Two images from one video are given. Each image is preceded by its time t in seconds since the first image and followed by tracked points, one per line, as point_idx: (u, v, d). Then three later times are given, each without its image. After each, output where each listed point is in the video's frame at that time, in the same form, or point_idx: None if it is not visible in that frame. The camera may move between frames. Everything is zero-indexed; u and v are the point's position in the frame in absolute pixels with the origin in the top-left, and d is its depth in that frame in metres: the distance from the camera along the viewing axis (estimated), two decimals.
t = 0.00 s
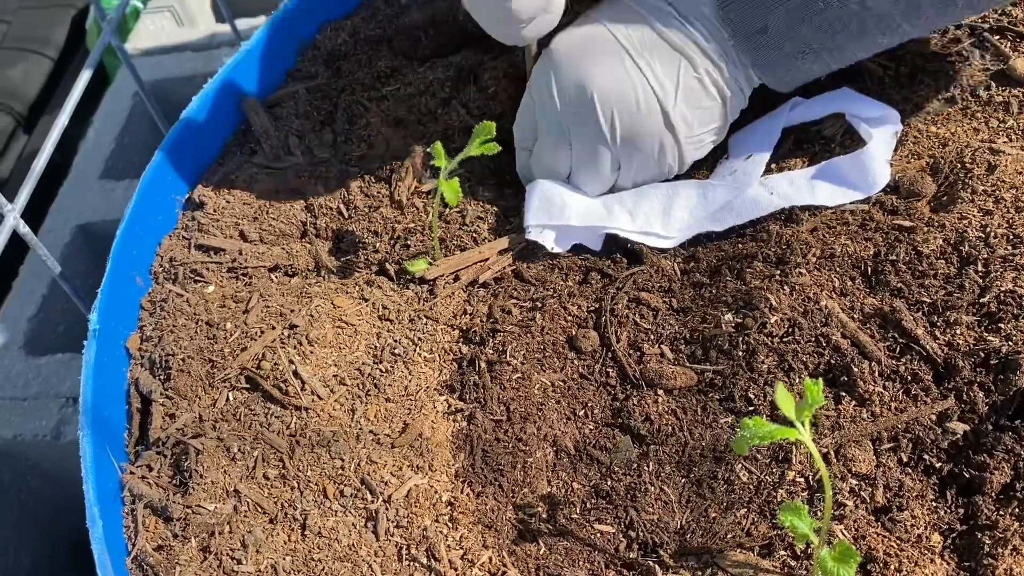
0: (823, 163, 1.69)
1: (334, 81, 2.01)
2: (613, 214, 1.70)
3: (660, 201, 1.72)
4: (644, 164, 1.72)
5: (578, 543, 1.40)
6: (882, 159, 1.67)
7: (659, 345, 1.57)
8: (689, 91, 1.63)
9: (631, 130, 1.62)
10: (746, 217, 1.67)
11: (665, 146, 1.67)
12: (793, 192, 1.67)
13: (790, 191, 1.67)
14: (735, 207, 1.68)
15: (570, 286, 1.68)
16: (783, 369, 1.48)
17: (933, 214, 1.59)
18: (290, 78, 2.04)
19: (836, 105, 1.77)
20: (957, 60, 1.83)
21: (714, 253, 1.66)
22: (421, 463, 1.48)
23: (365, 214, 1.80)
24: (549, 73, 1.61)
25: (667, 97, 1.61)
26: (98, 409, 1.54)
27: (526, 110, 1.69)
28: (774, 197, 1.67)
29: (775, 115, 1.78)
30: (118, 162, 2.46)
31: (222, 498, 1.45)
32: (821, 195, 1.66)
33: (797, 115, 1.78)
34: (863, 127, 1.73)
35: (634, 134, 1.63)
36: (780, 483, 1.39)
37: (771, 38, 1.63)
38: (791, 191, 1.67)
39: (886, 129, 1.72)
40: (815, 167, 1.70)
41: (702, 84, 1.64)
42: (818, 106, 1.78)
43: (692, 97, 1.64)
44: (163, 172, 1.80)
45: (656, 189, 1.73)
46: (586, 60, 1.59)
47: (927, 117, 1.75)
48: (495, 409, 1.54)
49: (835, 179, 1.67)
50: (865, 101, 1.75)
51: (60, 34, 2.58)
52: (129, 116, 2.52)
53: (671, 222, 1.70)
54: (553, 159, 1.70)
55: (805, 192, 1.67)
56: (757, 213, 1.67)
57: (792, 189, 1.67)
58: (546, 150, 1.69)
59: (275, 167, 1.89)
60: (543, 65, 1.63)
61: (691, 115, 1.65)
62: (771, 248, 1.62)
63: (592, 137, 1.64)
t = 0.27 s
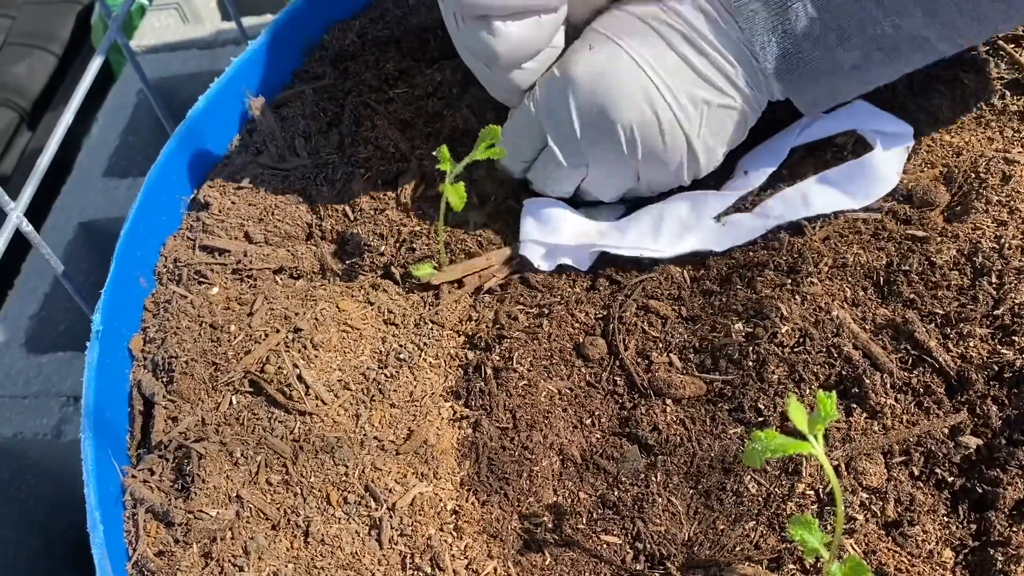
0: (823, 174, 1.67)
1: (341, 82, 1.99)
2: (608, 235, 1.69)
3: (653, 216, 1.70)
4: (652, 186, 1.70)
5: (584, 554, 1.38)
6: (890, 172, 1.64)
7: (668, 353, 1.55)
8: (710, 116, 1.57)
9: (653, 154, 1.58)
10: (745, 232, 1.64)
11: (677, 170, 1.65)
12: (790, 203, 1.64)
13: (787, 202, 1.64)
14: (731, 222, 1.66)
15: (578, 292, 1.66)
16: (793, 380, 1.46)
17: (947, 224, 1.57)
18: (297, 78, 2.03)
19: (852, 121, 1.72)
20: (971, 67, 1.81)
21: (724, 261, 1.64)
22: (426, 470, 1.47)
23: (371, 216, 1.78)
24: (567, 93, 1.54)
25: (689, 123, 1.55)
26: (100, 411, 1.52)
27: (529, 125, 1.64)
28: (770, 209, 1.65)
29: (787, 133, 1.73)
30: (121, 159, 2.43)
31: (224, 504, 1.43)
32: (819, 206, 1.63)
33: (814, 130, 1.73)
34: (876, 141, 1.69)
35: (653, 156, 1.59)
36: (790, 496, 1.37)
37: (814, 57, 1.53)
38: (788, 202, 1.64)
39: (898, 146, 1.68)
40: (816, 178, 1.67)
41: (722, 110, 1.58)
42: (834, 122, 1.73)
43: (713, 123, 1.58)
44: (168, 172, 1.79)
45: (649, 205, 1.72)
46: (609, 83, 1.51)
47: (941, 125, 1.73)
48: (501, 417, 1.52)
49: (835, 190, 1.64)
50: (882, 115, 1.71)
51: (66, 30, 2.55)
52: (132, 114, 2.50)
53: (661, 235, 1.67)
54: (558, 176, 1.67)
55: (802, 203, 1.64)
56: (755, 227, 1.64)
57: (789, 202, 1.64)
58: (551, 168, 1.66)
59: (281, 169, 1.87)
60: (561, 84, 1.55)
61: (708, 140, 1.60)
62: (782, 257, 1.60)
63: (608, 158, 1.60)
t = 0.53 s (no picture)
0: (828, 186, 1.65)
1: (343, 84, 1.97)
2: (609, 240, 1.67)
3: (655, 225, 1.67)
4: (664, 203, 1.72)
5: (584, 570, 1.36)
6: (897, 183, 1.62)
7: (671, 365, 1.53)
8: (735, 141, 1.59)
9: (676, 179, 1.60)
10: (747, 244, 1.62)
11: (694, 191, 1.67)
12: (795, 216, 1.62)
13: (791, 213, 1.62)
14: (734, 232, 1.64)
15: (581, 301, 1.64)
16: (798, 395, 1.44)
17: (955, 237, 1.55)
18: (298, 80, 2.00)
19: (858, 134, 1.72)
20: (981, 77, 1.78)
21: (729, 271, 1.61)
22: (424, 482, 1.45)
23: (372, 222, 1.76)
24: (593, 120, 1.53)
25: (713, 151, 1.57)
26: (94, 418, 1.50)
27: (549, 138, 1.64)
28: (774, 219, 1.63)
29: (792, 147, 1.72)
30: (121, 158, 2.40)
31: (219, 514, 1.41)
32: (824, 218, 1.61)
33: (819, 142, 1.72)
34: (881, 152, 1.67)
35: (675, 179, 1.61)
36: (794, 513, 1.35)
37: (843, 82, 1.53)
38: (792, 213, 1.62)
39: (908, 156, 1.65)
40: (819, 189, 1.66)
41: (745, 134, 1.59)
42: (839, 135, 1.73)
43: (737, 146, 1.60)
44: (167, 174, 1.77)
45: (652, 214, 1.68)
46: (640, 113, 1.50)
47: (950, 136, 1.71)
48: (501, 428, 1.50)
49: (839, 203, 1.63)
50: (888, 127, 1.70)
51: (67, 26, 2.52)
52: (133, 113, 2.48)
53: (664, 244, 1.64)
54: (575, 190, 1.68)
55: (806, 215, 1.62)
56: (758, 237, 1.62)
57: (794, 213, 1.62)
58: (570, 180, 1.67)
59: (281, 172, 1.85)
60: (590, 107, 1.53)
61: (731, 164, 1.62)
62: (788, 268, 1.58)
63: (628, 181, 1.61)
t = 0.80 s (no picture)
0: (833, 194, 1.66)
1: (350, 85, 1.97)
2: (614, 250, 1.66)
3: (662, 237, 1.66)
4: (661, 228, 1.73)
5: (588, 573, 1.36)
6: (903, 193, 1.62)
7: (676, 369, 1.53)
8: (729, 176, 1.61)
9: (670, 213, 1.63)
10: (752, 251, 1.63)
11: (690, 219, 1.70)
12: (801, 223, 1.63)
13: (796, 221, 1.63)
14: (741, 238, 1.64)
15: (587, 304, 1.64)
16: (804, 400, 1.44)
17: (961, 243, 1.55)
18: (304, 81, 2.00)
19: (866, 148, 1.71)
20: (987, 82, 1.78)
21: (735, 276, 1.62)
22: (429, 484, 1.45)
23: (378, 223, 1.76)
24: (586, 160, 1.56)
25: (707, 187, 1.60)
26: (101, 418, 1.50)
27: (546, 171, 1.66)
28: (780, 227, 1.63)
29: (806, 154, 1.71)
30: (124, 156, 2.40)
31: (224, 515, 1.41)
32: (829, 224, 1.62)
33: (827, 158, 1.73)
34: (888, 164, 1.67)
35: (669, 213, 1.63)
36: (799, 518, 1.35)
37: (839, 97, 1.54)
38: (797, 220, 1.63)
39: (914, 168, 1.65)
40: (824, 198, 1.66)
41: (743, 168, 1.61)
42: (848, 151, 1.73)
43: (732, 179, 1.62)
44: (173, 174, 1.76)
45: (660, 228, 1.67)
46: (632, 154, 1.52)
47: (956, 142, 1.71)
48: (507, 431, 1.50)
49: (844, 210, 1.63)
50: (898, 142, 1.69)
51: (71, 24, 2.51)
52: (137, 111, 2.48)
53: (670, 257, 1.64)
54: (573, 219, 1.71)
55: (812, 222, 1.62)
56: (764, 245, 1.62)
57: (799, 221, 1.63)
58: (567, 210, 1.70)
59: (287, 173, 1.85)
60: (583, 147, 1.55)
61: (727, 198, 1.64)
62: (794, 273, 1.58)
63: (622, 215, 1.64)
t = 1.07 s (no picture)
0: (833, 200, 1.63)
1: (345, 89, 1.94)
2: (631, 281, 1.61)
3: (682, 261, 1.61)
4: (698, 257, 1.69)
5: None
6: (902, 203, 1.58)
7: (673, 381, 1.51)
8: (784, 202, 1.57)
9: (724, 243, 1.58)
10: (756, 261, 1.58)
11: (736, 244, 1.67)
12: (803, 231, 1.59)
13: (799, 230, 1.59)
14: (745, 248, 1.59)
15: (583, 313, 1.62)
16: (802, 413, 1.42)
17: (963, 254, 1.52)
18: (298, 83, 1.97)
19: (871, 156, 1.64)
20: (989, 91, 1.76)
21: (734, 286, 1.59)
22: (421, 497, 1.43)
23: (372, 229, 1.74)
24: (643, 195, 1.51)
25: (764, 214, 1.56)
26: (87, 427, 1.47)
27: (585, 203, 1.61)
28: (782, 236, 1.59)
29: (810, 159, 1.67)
30: (120, 157, 2.37)
31: (212, 527, 1.39)
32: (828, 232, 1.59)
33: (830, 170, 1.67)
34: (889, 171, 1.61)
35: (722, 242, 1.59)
36: (795, 534, 1.33)
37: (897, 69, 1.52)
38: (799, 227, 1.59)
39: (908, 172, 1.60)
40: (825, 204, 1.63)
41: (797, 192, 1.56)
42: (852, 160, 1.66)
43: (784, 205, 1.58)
44: (165, 179, 1.74)
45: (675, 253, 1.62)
46: (696, 186, 1.48)
47: (958, 151, 1.69)
48: (500, 443, 1.48)
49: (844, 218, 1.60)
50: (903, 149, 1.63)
51: (69, 22, 2.32)
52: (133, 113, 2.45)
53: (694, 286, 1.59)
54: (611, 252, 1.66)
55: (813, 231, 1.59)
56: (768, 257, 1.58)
57: (802, 226, 1.59)
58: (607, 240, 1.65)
59: (280, 178, 1.83)
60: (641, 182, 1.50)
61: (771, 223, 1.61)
62: (793, 283, 1.55)
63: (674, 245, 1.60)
